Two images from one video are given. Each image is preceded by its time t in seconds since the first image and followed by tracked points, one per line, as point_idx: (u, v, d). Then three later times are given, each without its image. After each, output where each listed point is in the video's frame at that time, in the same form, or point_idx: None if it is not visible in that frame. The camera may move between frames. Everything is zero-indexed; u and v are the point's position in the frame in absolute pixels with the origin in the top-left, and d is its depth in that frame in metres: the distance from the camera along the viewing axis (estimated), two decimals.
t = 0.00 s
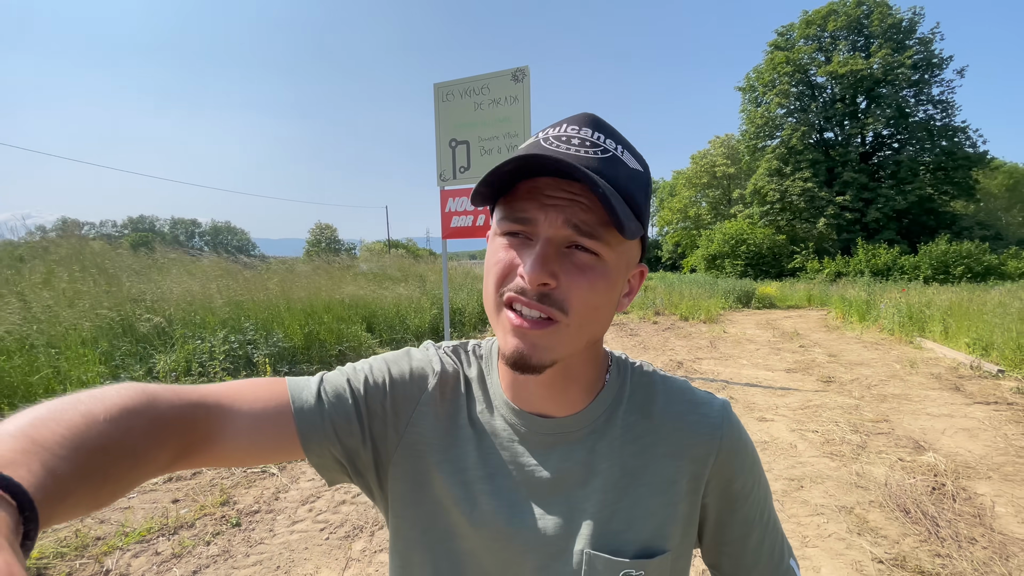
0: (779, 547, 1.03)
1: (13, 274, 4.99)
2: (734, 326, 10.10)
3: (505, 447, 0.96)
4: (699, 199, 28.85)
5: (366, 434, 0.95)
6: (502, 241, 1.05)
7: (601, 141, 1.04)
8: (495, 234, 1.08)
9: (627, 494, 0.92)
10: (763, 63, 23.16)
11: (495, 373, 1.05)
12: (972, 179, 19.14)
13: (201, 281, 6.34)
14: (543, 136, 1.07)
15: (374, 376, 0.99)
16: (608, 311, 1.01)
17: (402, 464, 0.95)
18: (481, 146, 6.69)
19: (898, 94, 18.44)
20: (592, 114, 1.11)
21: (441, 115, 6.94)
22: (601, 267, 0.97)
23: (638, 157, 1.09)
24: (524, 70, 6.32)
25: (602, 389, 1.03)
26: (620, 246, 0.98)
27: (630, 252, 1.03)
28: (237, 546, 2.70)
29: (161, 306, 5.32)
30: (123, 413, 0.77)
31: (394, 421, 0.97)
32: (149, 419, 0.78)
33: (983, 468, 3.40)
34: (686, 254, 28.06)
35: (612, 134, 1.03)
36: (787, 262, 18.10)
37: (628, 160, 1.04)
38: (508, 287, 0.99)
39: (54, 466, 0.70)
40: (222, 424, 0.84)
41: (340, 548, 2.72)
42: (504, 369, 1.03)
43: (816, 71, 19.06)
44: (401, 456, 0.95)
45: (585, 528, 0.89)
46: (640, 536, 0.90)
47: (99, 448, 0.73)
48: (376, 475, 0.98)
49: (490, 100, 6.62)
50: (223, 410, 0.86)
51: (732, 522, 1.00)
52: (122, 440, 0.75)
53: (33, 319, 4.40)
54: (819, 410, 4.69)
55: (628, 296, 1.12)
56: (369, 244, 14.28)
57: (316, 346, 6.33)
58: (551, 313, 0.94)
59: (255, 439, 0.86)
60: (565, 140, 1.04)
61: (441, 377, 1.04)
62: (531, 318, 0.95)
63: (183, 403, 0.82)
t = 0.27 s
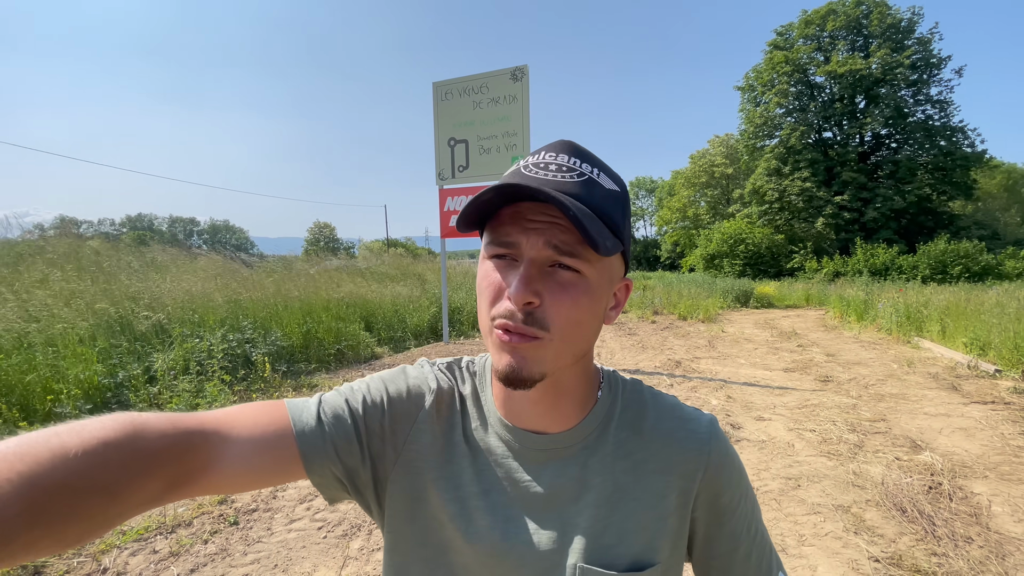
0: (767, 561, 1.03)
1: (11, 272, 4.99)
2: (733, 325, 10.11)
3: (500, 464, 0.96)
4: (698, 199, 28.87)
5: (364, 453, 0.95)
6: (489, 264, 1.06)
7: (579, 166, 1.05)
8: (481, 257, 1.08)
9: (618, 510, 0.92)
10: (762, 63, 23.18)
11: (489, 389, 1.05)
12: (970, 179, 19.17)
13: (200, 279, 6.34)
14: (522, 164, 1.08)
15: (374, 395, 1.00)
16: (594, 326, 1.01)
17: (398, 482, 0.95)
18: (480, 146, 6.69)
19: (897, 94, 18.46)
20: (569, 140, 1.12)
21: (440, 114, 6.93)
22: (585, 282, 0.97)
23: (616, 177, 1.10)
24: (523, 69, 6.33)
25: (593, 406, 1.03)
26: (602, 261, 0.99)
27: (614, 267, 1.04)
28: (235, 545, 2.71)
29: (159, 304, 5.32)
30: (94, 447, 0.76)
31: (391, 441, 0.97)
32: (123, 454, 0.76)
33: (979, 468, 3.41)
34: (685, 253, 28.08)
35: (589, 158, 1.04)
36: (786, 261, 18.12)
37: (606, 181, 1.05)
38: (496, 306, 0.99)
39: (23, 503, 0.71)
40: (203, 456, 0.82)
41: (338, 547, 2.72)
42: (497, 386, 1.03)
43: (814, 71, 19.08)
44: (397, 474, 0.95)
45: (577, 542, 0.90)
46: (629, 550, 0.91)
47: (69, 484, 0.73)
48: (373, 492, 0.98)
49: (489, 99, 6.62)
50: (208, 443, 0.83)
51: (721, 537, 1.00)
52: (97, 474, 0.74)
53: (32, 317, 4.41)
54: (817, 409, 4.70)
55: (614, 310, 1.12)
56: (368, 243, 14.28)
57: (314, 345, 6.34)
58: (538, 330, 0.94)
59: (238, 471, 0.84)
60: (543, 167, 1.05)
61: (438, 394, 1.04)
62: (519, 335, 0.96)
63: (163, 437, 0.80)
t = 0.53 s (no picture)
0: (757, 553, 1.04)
1: (10, 270, 4.98)
2: (733, 326, 10.12)
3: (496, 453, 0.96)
4: (698, 200, 28.87)
5: (362, 437, 0.95)
6: (485, 246, 1.06)
7: (569, 155, 1.06)
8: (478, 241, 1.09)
9: (613, 500, 0.92)
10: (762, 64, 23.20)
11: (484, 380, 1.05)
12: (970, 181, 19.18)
13: (199, 278, 6.33)
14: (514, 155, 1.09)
15: (372, 380, 1.00)
16: (589, 304, 1.01)
17: (395, 469, 0.95)
18: (480, 146, 6.70)
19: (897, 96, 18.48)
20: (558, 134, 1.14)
21: (440, 114, 6.94)
22: (579, 259, 0.98)
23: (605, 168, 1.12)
24: (523, 69, 6.33)
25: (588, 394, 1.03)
26: (595, 239, 1.00)
27: (605, 248, 1.05)
28: (233, 544, 2.70)
29: (158, 303, 5.32)
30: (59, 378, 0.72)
31: (388, 426, 0.97)
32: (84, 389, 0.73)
33: (978, 469, 3.41)
34: (685, 254, 28.09)
35: (578, 147, 1.06)
36: (786, 262, 18.12)
37: (595, 168, 1.07)
38: (494, 282, 0.99)
39: None
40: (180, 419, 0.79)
41: (336, 547, 2.72)
42: (493, 377, 1.03)
43: (815, 73, 19.09)
44: (394, 461, 0.95)
45: (573, 530, 0.90)
46: (625, 539, 0.91)
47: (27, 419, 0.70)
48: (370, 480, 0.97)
49: (489, 99, 6.63)
50: (180, 400, 0.80)
51: (714, 530, 1.00)
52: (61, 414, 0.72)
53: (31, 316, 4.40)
54: (816, 411, 4.71)
55: (607, 296, 1.13)
56: (368, 243, 14.28)
57: (314, 344, 6.35)
58: (535, 301, 0.94)
59: (211, 444, 0.81)
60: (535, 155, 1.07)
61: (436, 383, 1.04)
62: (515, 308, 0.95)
63: (132, 381, 0.77)
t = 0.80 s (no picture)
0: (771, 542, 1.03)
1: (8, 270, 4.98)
2: (733, 329, 10.11)
3: (510, 429, 0.96)
4: (698, 202, 28.89)
5: (378, 404, 0.96)
6: (496, 220, 1.05)
7: (580, 122, 1.04)
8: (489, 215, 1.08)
9: (630, 480, 0.91)
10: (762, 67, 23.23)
11: (497, 356, 1.05)
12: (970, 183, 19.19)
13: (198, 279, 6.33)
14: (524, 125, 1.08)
15: (389, 346, 1.00)
16: (603, 277, 1.00)
17: (411, 441, 0.95)
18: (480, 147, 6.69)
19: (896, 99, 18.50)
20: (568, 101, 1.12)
21: (440, 115, 6.94)
22: (593, 230, 0.97)
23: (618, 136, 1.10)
24: (524, 71, 6.33)
25: (602, 371, 1.02)
26: (609, 210, 0.99)
27: (619, 218, 1.04)
28: (231, 546, 2.69)
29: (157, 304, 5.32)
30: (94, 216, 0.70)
31: (404, 395, 0.98)
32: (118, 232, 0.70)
33: (979, 472, 3.40)
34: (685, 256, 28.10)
35: (589, 114, 1.04)
36: (785, 264, 18.13)
37: (607, 136, 1.05)
38: (506, 256, 0.98)
39: None
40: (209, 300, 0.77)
41: (335, 548, 2.70)
42: (505, 352, 1.03)
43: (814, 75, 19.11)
44: (410, 433, 0.95)
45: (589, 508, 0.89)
46: (643, 521, 0.89)
47: (63, 239, 0.67)
48: (388, 447, 0.98)
49: (489, 100, 6.63)
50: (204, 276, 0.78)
51: (729, 517, 1.00)
52: (98, 250, 0.69)
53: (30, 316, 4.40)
54: (816, 413, 4.70)
55: (621, 269, 1.12)
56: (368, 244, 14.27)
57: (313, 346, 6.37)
58: (548, 276, 0.94)
59: (227, 336, 0.77)
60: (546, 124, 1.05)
61: (451, 357, 1.05)
62: (529, 282, 0.95)
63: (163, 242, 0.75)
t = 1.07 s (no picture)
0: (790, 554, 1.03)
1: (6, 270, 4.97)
2: (730, 331, 10.14)
3: (526, 429, 0.98)
4: (696, 204, 28.98)
5: (399, 401, 0.98)
6: (514, 225, 1.06)
7: (599, 128, 1.06)
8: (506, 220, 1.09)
9: (645, 486, 0.91)
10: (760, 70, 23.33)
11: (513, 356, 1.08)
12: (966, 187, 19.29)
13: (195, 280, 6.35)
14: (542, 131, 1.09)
15: (410, 342, 1.03)
16: (619, 282, 1.02)
17: (429, 440, 0.97)
18: (479, 149, 6.71)
19: (893, 102, 18.59)
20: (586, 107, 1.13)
21: (439, 117, 6.95)
22: (611, 236, 0.99)
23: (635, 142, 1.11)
24: (523, 73, 6.36)
25: (618, 375, 1.04)
26: (628, 215, 1.00)
27: (637, 224, 1.05)
28: (231, 547, 2.69)
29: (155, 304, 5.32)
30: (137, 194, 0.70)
31: (423, 392, 1.00)
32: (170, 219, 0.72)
33: (974, 474, 3.42)
34: (683, 258, 28.17)
35: (608, 119, 1.05)
36: (782, 267, 18.20)
37: (625, 141, 1.06)
38: (525, 261, 0.99)
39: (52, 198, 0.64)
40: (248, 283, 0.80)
41: (334, 550, 2.71)
42: (521, 354, 1.05)
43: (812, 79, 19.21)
44: (428, 432, 0.98)
45: (602, 512, 0.90)
46: (659, 528, 0.89)
47: (119, 214, 0.68)
48: (405, 448, 1.00)
49: (488, 102, 6.65)
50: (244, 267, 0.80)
51: (748, 527, 0.99)
52: (148, 228, 0.70)
53: (28, 317, 4.40)
54: (813, 415, 4.72)
55: (637, 274, 1.13)
56: (366, 245, 14.29)
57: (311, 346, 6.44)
58: (567, 279, 0.95)
59: (264, 322, 0.80)
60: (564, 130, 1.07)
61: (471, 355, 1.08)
62: (547, 287, 0.96)
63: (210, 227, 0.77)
